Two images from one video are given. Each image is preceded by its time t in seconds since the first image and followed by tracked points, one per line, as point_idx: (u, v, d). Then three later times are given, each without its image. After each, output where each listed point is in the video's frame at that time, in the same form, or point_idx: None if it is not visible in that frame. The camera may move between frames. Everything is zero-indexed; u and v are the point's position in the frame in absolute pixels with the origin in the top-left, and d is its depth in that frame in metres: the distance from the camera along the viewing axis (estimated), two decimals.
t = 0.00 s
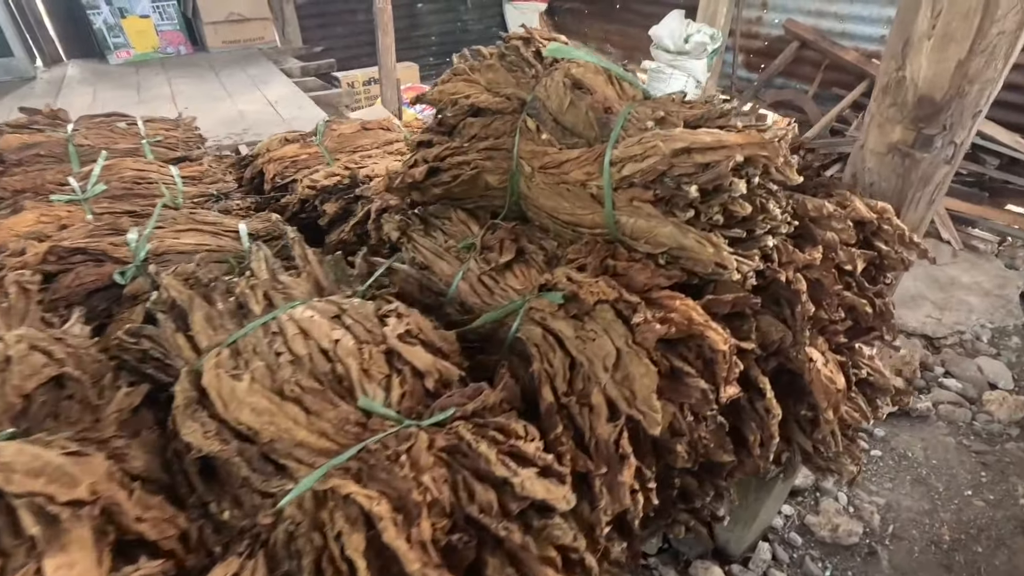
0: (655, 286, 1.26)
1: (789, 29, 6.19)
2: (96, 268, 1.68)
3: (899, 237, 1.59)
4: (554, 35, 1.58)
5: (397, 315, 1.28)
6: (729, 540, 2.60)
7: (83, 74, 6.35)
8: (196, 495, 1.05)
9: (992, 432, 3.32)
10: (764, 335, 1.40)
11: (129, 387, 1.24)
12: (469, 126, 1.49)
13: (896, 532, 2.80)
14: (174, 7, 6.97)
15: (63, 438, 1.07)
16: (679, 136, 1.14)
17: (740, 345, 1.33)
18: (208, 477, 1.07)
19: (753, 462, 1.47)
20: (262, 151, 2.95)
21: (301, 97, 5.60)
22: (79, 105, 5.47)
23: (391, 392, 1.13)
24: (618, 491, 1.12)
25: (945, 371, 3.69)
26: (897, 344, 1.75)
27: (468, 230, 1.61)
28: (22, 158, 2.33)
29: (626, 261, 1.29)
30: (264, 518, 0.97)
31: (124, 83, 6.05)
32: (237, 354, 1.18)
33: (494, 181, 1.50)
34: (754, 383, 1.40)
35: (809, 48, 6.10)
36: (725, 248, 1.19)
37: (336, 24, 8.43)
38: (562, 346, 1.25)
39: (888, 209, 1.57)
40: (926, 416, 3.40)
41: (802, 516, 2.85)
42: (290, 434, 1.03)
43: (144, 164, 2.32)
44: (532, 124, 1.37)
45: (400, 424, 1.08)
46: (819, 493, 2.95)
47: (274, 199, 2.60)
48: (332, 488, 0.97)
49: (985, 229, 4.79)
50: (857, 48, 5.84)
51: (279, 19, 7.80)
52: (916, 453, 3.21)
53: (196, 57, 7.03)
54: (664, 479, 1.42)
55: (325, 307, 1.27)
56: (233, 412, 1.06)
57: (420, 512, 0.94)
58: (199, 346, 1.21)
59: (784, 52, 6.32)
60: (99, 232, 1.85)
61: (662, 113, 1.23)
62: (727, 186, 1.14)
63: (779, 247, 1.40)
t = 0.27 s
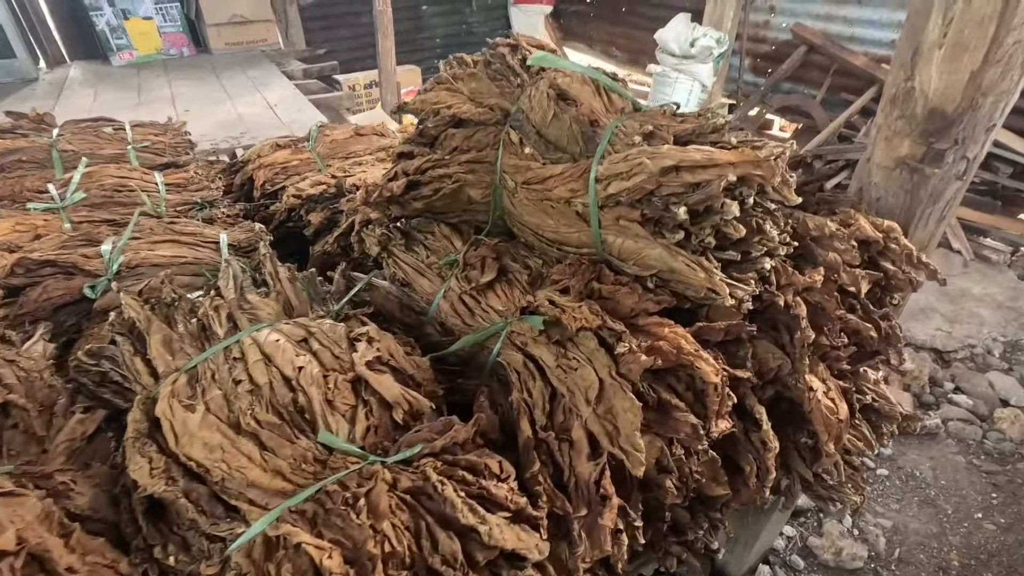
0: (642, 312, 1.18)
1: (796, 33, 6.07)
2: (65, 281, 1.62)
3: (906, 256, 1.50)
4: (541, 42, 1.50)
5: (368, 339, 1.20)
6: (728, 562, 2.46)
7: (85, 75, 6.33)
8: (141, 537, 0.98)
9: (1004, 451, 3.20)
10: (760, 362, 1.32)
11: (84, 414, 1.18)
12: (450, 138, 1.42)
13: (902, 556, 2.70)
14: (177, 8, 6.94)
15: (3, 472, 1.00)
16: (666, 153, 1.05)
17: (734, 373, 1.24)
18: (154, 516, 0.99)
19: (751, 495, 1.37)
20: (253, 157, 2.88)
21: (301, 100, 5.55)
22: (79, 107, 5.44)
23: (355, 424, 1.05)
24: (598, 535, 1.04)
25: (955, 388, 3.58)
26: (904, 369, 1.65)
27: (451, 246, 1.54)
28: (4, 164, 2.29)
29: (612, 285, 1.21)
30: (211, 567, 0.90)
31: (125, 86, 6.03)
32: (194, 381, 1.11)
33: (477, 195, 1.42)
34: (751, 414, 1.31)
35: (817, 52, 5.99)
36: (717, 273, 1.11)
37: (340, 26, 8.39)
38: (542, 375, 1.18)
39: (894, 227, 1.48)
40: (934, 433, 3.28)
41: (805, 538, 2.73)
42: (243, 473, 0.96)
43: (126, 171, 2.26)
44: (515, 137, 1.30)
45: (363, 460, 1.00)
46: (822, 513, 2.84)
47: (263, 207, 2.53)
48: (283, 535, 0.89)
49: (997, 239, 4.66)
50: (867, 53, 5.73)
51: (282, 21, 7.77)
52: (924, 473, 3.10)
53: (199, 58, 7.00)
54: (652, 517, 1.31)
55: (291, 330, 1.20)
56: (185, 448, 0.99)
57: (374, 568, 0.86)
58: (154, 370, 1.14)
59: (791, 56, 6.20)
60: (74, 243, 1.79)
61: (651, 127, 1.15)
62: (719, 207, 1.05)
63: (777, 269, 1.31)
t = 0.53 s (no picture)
0: (640, 340, 1.12)
1: (812, 39, 5.92)
2: (56, 293, 1.59)
3: (925, 280, 1.42)
4: (542, 54, 1.45)
5: (354, 364, 1.16)
6: None
7: (99, 78, 6.38)
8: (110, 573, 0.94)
9: None
10: (766, 392, 1.25)
11: (61, 436, 1.14)
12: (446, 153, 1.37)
13: None
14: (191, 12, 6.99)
15: None
16: (667, 176, 0.99)
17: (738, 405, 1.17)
18: (123, 552, 0.95)
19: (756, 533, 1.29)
20: (256, 164, 2.86)
21: (310, 104, 5.55)
22: (91, 110, 5.47)
23: (336, 457, 1.00)
24: None
25: (974, 408, 3.45)
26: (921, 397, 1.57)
27: (446, 263, 1.49)
28: (4, 170, 2.28)
29: (610, 311, 1.15)
30: None
31: (137, 89, 6.07)
32: (171, 407, 1.07)
33: (472, 212, 1.37)
34: (756, 447, 1.24)
35: (834, 59, 5.86)
36: (721, 301, 1.05)
37: (352, 30, 8.41)
38: (535, 405, 1.12)
39: (912, 249, 1.40)
40: (951, 455, 3.17)
41: (814, 562, 2.62)
42: (215, 510, 0.92)
43: (125, 178, 2.24)
44: (511, 154, 1.24)
45: (344, 495, 0.95)
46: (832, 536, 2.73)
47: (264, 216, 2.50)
48: None
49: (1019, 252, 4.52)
50: (884, 60, 5.62)
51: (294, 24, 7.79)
52: (939, 497, 2.98)
53: (212, 62, 7.04)
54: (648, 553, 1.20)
55: (274, 353, 1.15)
56: (157, 480, 0.95)
57: None
58: (131, 394, 1.10)
59: (806, 63, 6.08)
60: (68, 253, 1.77)
61: (652, 147, 1.09)
62: (722, 234, 0.99)
63: (786, 294, 1.25)
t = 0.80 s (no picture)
0: (628, 376, 1.08)
1: (827, 48, 5.77)
2: (47, 307, 1.59)
3: (932, 312, 1.36)
4: (536, 75, 1.43)
5: (335, 394, 1.13)
6: None
7: (114, 81, 6.46)
8: None
9: None
10: (760, 429, 1.21)
11: (38, 460, 1.13)
12: (437, 174, 1.35)
13: None
14: (206, 17, 7.06)
15: None
16: (655, 210, 0.96)
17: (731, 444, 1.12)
18: None
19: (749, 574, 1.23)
20: (259, 173, 2.86)
21: (320, 109, 5.56)
22: (105, 113, 5.53)
23: (309, 493, 0.98)
24: None
25: (988, 430, 3.19)
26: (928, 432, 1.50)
27: (438, 285, 1.46)
28: (9, 179, 2.30)
29: (597, 345, 1.12)
30: None
31: (151, 92, 6.13)
32: (147, 436, 1.05)
33: (462, 235, 1.33)
34: (748, 486, 1.20)
35: (850, 68, 5.74)
36: (712, 338, 1.01)
37: (366, 34, 8.43)
38: (517, 440, 1.09)
39: (917, 280, 1.35)
40: (962, 479, 2.91)
41: None
42: (182, 548, 0.90)
43: (126, 188, 2.24)
44: (500, 179, 1.22)
45: (314, 532, 0.93)
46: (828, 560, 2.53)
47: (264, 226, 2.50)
48: None
49: None
50: (901, 70, 5.50)
51: (308, 29, 7.84)
52: (948, 523, 2.70)
53: (226, 65, 7.09)
54: None
55: (255, 381, 1.13)
56: (124, 514, 0.93)
57: None
58: (107, 421, 1.08)
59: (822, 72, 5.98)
60: (63, 266, 1.77)
61: (642, 177, 1.06)
62: (712, 271, 0.94)
63: (783, 327, 1.20)
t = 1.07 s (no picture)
0: (617, 403, 1.04)
1: (845, 54, 5.64)
2: (39, 313, 1.58)
3: (944, 337, 1.29)
4: (531, 85, 1.40)
5: (315, 412, 1.10)
6: None
7: (130, 82, 6.54)
8: None
9: None
10: (757, 457, 1.16)
11: (15, 473, 1.12)
12: (427, 187, 1.32)
13: None
14: (221, 19, 7.12)
15: None
16: (644, 232, 0.91)
17: (725, 474, 1.08)
18: None
19: None
20: (262, 177, 2.85)
21: (330, 111, 5.57)
22: (119, 113, 5.60)
23: (282, 518, 0.95)
24: None
25: (1005, 450, 3.01)
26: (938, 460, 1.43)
27: (429, 298, 1.43)
28: (13, 181, 2.31)
29: (585, 368, 1.08)
30: None
31: (164, 93, 6.19)
32: (121, 454, 1.03)
33: (452, 249, 1.30)
34: (743, 517, 1.14)
35: (867, 75, 5.60)
36: (704, 365, 0.96)
37: (379, 37, 8.49)
38: (501, 466, 1.05)
39: (927, 304, 1.29)
40: (978, 501, 2.76)
41: None
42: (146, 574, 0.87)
43: (127, 192, 2.24)
44: (490, 193, 1.18)
45: (285, 560, 0.90)
46: None
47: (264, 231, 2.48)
48: None
49: None
50: (920, 77, 5.37)
51: (321, 31, 7.88)
52: (962, 548, 2.58)
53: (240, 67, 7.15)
54: None
55: (234, 398, 1.10)
56: (92, 536, 0.91)
57: None
58: (83, 437, 1.06)
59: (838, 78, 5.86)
60: (58, 271, 1.76)
61: (634, 195, 1.01)
62: (703, 297, 0.90)
63: (782, 352, 1.15)
